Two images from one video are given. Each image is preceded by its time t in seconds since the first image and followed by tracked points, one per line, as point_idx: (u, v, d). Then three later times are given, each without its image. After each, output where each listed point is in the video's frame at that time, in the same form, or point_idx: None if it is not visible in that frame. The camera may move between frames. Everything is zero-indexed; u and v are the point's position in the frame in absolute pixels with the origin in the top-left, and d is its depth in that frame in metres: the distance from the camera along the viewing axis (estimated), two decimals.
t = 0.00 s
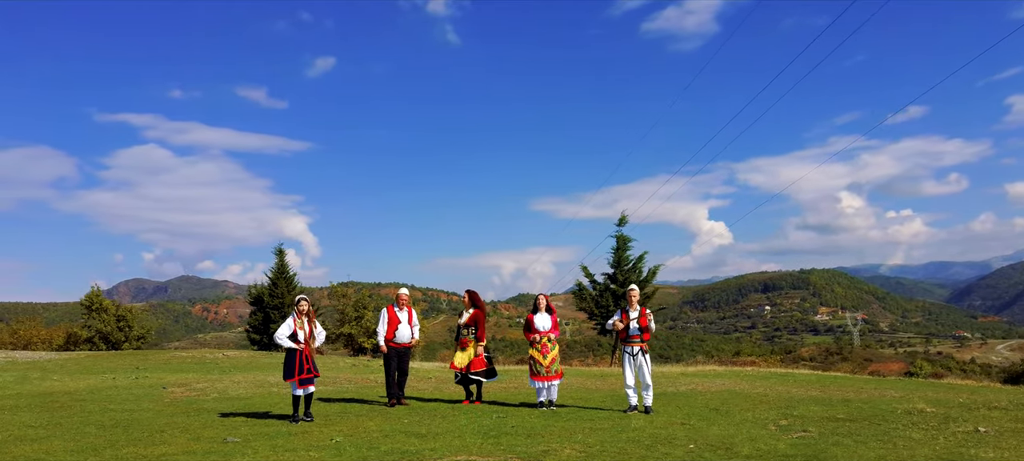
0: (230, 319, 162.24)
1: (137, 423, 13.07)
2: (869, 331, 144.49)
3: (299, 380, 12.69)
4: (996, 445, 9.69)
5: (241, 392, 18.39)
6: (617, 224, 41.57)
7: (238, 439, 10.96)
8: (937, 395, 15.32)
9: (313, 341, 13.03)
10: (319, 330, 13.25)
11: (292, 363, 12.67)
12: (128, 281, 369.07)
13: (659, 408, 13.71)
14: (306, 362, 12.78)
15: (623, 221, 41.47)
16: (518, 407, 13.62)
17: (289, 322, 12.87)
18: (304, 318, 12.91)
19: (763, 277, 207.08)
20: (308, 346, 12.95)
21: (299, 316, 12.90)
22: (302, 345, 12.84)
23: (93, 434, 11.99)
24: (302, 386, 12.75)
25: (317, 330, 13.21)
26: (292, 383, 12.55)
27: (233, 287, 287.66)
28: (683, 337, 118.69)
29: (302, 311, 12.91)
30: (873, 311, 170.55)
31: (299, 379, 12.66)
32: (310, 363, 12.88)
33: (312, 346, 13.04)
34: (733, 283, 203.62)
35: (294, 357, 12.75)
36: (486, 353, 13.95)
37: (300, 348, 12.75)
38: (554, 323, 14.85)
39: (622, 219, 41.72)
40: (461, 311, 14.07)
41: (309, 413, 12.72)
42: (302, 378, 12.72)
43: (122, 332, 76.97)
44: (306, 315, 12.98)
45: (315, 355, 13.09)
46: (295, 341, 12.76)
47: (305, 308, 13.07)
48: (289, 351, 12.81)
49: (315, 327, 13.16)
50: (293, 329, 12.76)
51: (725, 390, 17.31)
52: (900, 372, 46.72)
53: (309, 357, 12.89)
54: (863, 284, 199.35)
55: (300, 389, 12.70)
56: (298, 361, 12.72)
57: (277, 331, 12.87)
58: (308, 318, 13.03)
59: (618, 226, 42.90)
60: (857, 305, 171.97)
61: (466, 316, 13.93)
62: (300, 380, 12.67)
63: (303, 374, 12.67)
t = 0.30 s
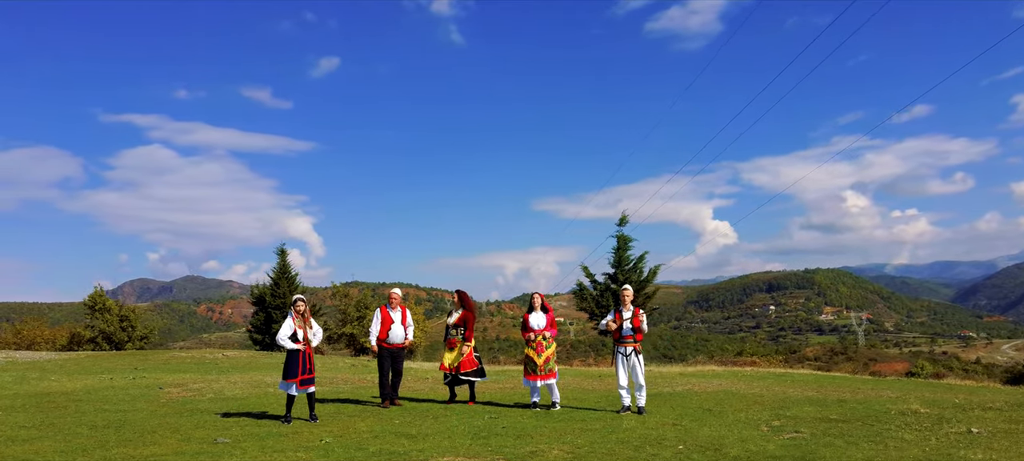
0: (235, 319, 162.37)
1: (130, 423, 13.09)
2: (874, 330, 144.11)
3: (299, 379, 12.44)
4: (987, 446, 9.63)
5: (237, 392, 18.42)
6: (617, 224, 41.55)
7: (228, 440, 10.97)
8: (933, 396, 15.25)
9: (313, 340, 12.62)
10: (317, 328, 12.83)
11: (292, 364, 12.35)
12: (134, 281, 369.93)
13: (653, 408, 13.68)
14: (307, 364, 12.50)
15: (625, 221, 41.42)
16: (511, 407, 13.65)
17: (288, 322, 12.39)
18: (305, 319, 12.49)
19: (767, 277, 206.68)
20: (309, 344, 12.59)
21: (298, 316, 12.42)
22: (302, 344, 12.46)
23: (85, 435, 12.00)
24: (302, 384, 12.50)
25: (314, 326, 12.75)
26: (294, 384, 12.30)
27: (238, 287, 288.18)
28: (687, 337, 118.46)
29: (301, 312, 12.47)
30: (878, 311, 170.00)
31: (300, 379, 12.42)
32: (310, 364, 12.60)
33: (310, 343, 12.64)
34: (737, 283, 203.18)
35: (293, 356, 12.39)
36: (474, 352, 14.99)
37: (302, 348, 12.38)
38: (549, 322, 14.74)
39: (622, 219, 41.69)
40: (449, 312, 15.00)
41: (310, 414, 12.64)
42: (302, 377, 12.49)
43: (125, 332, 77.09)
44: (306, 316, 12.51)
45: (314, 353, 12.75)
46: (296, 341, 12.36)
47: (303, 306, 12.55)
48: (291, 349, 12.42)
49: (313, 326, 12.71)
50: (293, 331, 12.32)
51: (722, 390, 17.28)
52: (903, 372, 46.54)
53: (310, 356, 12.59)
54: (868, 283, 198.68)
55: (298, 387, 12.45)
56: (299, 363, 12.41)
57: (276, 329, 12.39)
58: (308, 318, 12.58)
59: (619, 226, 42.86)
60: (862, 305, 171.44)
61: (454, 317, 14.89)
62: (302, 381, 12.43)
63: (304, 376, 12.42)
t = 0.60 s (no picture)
0: (238, 319, 162.32)
1: (120, 424, 13.06)
2: (878, 330, 143.75)
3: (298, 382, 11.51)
4: (977, 447, 9.55)
5: (231, 391, 18.41)
6: (617, 224, 41.48)
7: (216, 440, 10.92)
8: (928, 396, 15.19)
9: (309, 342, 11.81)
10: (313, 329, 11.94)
11: (289, 367, 11.45)
12: (139, 281, 370.71)
13: (645, 408, 13.61)
14: (305, 364, 11.57)
15: (623, 221, 41.34)
16: (502, 408, 13.58)
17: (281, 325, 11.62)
18: (296, 319, 11.66)
19: (771, 276, 206.32)
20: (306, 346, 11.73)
21: (291, 316, 11.64)
22: (297, 346, 11.60)
23: (74, 435, 11.98)
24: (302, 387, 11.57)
25: (311, 329, 12.03)
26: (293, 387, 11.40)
27: (242, 288, 288.40)
28: (691, 337, 118.13)
29: (293, 313, 11.65)
30: (882, 311, 169.49)
31: (298, 381, 11.47)
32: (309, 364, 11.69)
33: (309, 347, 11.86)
34: (741, 283, 202.78)
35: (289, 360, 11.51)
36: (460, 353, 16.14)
37: (295, 350, 11.46)
38: (544, 322, 14.40)
39: (622, 218, 41.63)
40: (438, 313, 16.10)
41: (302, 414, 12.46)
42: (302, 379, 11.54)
43: (126, 332, 77.11)
44: (299, 316, 11.77)
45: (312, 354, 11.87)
46: (289, 343, 11.50)
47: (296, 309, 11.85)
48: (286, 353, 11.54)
49: (310, 327, 11.96)
50: (286, 331, 11.53)
51: (717, 390, 17.25)
52: (904, 372, 46.38)
53: (308, 358, 11.71)
54: (872, 283, 198.10)
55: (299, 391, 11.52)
56: (295, 365, 11.50)
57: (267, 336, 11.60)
58: (300, 319, 11.74)
59: (618, 226, 42.78)
60: (866, 305, 170.95)
61: (442, 318, 16.01)
62: (300, 382, 11.48)
63: (302, 376, 11.44)
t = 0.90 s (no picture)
0: (242, 319, 162.37)
1: (106, 424, 13.02)
2: (882, 330, 143.51)
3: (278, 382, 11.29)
4: (961, 448, 9.50)
5: (223, 391, 18.41)
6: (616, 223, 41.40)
7: (199, 441, 10.86)
8: (919, 397, 15.12)
9: (293, 339, 11.40)
10: (302, 327, 11.50)
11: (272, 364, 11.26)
12: (143, 281, 371.35)
13: (634, 409, 13.54)
14: (280, 364, 11.25)
15: (622, 221, 41.25)
16: (488, 407, 13.51)
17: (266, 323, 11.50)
18: (277, 318, 11.35)
19: (774, 276, 206.12)
20: (289, 344, 11.37)
21: (272, 316, 11.38)
22: (278, 344, 11.31)
23: (58, 436, 11.93)
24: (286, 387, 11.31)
25: (301, 324, 11.54)
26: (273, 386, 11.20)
27: (246, 288, 288.77)
28: (694, 337, 117.86)
29: (276, 311, 11.39)
30: (886, 310, 169.08)
31: (279, 381, 11.24)
32: (289, 364, 11.32)
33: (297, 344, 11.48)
34: (744, 282, 202.46)
35: (272, 358, 11.33)
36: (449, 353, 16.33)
37: (270, 350, 11.22)
38: (532, 323, 14.07)
39: (621, 217, 41.53)
40: (424, 314, 16.41)
41: (290, 415, 12.31)
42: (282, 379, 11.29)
43: (127, 332, 77.16)
44: (282, 313, 11.39)
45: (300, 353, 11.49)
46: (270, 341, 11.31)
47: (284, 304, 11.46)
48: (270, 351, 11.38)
49: (299, 323, 11.52)
50: (267, 329, 11.34)
51: (709, 390, 17.18)
52: (906, 373, 46.19)
53: (292, 356, 11.36)
54: (876, 283, 197.59)
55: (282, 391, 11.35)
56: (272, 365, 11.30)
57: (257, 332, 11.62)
58: (285, 317, 11.39)
59: (617, 226, 42.69)
60: (870, 305, 170.54)
61: (429, 318, 16.30)
62: (279, 382, 11.24)
63: (277, 377, 11.20)
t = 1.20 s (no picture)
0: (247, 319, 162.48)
1: (93, 425, 12.98)
2: (886, 330, 143.12)
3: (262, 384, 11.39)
4: (945, 449, 9.45)
5: (214, 392, 18.40)
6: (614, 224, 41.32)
7: (182, 442, 10.82)
8: (910, 397, 15.05)
9: (275, 340, 11.46)
10: (283, 328, 11.55)
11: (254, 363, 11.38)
12: (147, 281, 372.24)
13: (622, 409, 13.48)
14: (260, 364, 11.32)
15: (621, 220, 41.20)
16: (475, 408, 13.47)
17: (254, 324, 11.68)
18: (259, 318, 11.49)
19: (778, 276, 205.68)
20: (271, 344, 11.44)
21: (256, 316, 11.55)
22: (261, 344, 11.42)
23: (42, 437, 11.89)
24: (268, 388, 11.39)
25: (282, 325, 11.57)
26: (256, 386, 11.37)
27: (250, 288, 289.07)
28: (698, 337, 117.75)
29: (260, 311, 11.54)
30: (890, 310, 168.91)
31: (259, 381, 11.30)
32: (268, 365, 11.36)
33: (278, 344, 11.52)
34: (748, 282, 202.34)
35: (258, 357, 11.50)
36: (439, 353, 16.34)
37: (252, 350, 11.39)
38: (521, 324, 14.01)
39: (619, 217, 41.46)
40: (414, 314, 16.45)
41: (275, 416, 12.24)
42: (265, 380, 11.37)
43: (128, 332, 77.21)
44: (266, 313, 11.49)
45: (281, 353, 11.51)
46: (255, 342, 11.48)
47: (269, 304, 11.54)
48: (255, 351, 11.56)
49: (280, 324, 11.56)
50: (252, 330, 11.49)
51: (701, 391, 17.13)
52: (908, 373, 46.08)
53: (272, 357, 11.39)
54: (880, 282, 197.36)
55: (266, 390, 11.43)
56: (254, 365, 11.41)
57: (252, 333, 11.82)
58: (268, 318, 11.49)
59: (615, 225, 42.63)
60: (873, 305, 170.35)
61: (419, 318, 16.33)
62: (261, 383, 11.33)
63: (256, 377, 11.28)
